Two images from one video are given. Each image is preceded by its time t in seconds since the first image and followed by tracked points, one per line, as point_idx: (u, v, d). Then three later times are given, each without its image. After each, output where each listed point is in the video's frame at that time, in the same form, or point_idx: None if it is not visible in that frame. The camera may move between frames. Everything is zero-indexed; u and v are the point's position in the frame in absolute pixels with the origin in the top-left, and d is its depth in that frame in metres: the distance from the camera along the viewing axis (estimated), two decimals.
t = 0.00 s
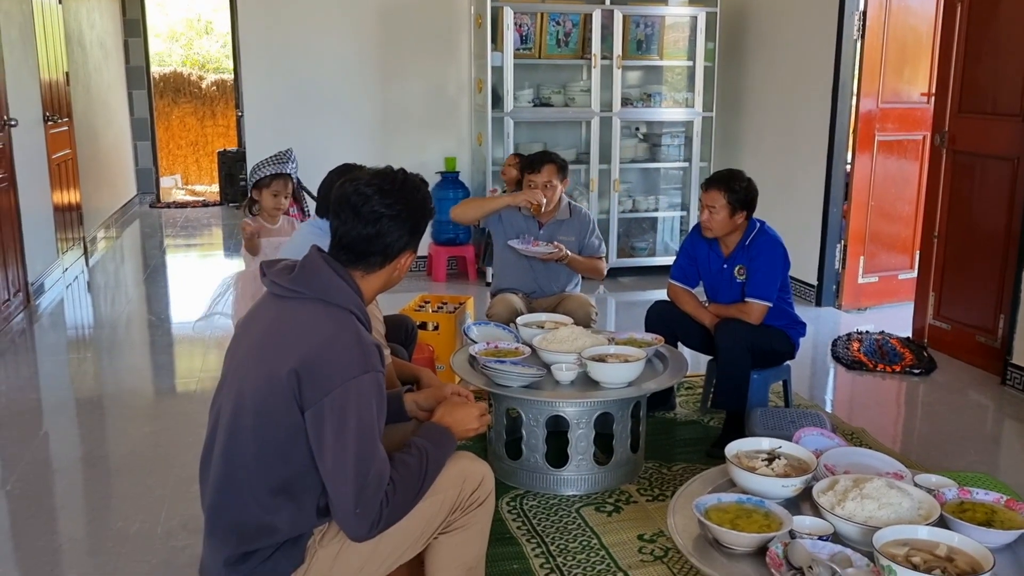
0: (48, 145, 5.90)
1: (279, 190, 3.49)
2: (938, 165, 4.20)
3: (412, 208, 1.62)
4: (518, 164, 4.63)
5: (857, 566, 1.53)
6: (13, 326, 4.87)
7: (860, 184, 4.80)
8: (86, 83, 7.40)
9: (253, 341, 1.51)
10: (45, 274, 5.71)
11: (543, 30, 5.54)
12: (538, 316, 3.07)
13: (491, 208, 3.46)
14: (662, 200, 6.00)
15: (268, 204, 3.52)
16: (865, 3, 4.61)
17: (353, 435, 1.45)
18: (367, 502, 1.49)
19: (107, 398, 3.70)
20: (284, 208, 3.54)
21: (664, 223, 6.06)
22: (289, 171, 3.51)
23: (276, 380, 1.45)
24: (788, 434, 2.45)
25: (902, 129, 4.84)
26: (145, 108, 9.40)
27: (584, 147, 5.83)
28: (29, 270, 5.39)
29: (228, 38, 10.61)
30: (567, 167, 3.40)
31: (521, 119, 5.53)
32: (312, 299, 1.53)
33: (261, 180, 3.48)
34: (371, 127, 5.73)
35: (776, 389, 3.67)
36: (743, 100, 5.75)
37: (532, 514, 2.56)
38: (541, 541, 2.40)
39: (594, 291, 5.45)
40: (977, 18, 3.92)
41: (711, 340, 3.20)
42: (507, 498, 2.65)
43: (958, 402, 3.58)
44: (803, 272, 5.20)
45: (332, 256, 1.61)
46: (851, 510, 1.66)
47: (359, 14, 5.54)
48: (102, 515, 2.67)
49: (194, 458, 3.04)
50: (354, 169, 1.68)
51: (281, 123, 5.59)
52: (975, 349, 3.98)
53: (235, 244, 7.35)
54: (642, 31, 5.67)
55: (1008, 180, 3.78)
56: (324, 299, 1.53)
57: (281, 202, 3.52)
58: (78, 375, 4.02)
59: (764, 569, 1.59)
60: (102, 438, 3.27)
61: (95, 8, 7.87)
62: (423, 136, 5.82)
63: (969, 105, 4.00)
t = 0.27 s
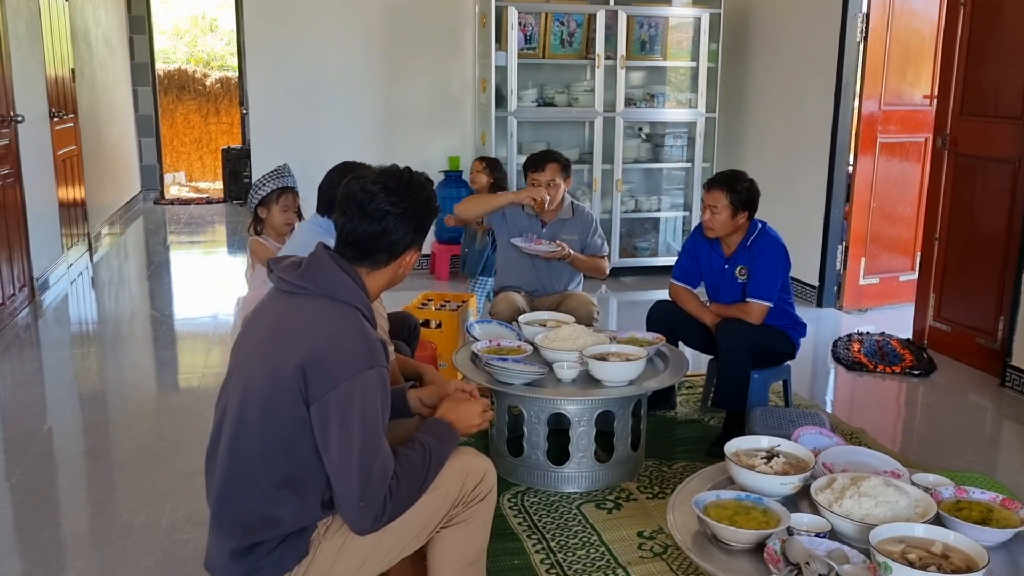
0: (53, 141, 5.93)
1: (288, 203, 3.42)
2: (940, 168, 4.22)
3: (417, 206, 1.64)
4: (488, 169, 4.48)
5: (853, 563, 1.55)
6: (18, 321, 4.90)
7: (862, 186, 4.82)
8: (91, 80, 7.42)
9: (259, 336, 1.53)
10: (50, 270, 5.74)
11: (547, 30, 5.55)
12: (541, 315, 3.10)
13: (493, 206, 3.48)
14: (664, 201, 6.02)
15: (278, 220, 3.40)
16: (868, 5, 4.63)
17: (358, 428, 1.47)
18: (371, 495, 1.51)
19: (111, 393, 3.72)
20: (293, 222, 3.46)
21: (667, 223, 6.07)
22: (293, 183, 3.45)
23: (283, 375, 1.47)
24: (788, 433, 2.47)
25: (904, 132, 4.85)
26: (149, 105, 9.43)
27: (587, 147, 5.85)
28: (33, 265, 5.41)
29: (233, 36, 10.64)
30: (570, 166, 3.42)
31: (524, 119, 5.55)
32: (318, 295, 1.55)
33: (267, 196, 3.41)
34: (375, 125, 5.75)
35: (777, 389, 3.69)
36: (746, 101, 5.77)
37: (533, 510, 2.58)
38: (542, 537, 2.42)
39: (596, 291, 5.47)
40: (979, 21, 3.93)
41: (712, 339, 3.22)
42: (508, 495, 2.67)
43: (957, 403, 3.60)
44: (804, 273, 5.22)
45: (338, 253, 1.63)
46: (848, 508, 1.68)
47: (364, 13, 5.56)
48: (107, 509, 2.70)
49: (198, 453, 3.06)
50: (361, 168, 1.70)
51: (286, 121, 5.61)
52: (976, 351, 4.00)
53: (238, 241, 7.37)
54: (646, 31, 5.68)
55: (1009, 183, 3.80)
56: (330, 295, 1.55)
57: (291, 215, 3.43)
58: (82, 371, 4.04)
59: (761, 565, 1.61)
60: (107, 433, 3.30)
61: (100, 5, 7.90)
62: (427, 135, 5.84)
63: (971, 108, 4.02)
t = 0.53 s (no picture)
0: (57, 140, 5.95)
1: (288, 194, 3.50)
2: (941, 171, 4.23)
3: (419, 205, 1.66)
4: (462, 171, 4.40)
5: (850, 561, 1.57)
6: (21, 319, 4.92)
7: (863, 188, 4.83)
8: (95, 78, 7.45)
9: (262, 333, 1.55)
10: (53, 268, 5.77)
11: (550, 31, 5.57)
12: (542, 315, 3.11)
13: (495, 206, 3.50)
14: (666, 202, 6.03)
15: (280, 210, 3.49)
16: (870, 8, 4.64)
17: (360, 425, 1.49)
18: (373, 491, 1.53)
19: (113, 391, 3.74)
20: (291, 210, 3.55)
21: (668, 225, 6.08)
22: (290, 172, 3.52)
23: (286, 372, 1.49)
24: (787, 434, 2.48)
25: (905, 134, 4.86)
26: (153, 104, 9.45)
27: (589, 148, 5.86)
28: (37, 263, 5.44)
29: (236, 35, 10.66)
30: (572, 166, 3.43)
31: (526, 120, 5.57)
32: (321, 293, 1.57)
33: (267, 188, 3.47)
34: (378, 126, 5.77)
35: (777, 390, 3.70)
36: (748, 103, 5.78)
37: (533, 509, 2.59)
38: (542, 535, 2.44)
39: (598, 292, 5.48)
40: (980, 25, 3.95)
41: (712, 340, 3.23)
42: (509, 493, 2.69)
43: (957, 405, 3.61)
44: (805, 275, 5.23)
45: (341, 252, 1.65)
46: (845, 507, 1.69)
47: (367, 14, 5.58)
48: (110, 505, 2.72)
49: (200, 451, 3.08)
50: (363, 167, 1.72)
51: (289, 121, 5.63)
52: (976, 354, 4.01)
53: (240, 240, 7.39)
54: (648, 33, 5.69)
55: (1010, 186, 3.81)
56: (333, 293, 1.56)
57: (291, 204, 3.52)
58: (84, 368, 4.06)
59: (759, 563, 1.62)
60: (110, 430, 3.32)
61: (105, 4, 7.93)
62: (429, 135, 5.86)
63: (972, 111, 4.03)
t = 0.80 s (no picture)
0: (61, 141, 5.97)
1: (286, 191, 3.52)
2: (941, 174, 4.24)
3: (420, 206, 1.67)
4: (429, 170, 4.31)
5: (847, 560, 1.58)
6: (24, 319, 4.94)
7: (864, 191, 4.84)
8: (99, 79, 7.47)
9: (265, 333, 1.56)
10: (56, 268, 5.79)
11: (552, 34, 5.59)
12: (543, 316, 3.12)
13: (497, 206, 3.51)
14: (667, 204, 6.04)
15: (278, 207, 3.51)
16: (872, 12, 4.65)
17: (361, 424, 1.50)
18: (373, 489, 1.54)
19: (116, 391, 3.76)
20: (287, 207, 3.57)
21: (670, 227, 6.10)
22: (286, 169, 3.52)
23: (288, 370, 1.50)
24: (786, 435, 2.49)
25: (907, 137, 4.87)
26: (156, 105, 9.47)
27: (591, 150, 5.87)
28: (40, 263, 5.46)
29: (239, 37, 10.69)
30: (574, 168, 3.44)
31: (528, 122, 5.58)
32: (323, 293, 1.58)
33: (264, 185, 3.48)
34: (380, 127, 5.79)
35: (777, 392, 3.71)
36: (749, 105, 5.79)
37: (533, 509, 2.60)
38: (541, 535, 2.45)
39: (599, 294, 5.50)
40: (981, 28, 3.96)
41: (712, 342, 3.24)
42: (509, 493, 2.70)
43: (957, 407, 3.62)
44: (806, 278, 5.24)
45: (342, 253, 1.66)
46: (842, 507, 1.70)
47: (370, 16, 5.60)
48: (112, 504, 2.73)
49: (202, 450, 3.09)
50: (365, 168, 1.73)
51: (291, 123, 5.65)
52: (976, 356, 4.02)
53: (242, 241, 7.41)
54: (650, 36, 5.71)
55: (1010, 189, 3.82)
56: (335, 293, 1.58)
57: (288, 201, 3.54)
58: (87, 368, 4.08)
59: (757, 563, 1.63)
60: (112, 429, 3.33)
61: (109, 6, 7.95)
62: (431, 137, 5.88)
63: (973, 114, 4.04)
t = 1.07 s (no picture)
0: (58, 134, 5.97)
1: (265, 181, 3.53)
2: (939, 166, 4.24)
3: (413, 197, 1.67)
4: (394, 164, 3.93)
5: (840, 551, 1.58)
6: (22, 312, 4.93)
7: (862, 184, 4.84)
8: (96, 73, 7.46)
9: (259, 324, 1.56)
10: (54, 262, 5.78)
11: (549, 27, 5.58)
12: (539, 308, 3.12)
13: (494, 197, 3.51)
14: (665, 197, 6.05)
15: (257, 198, 3.53)
16: (869, 4, 4.65)
17: (355, 414, 1.50)
18: (367, 480, 1.55)
19: (114, 384, 3.76)
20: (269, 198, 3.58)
21: (667, 220, 6.10)
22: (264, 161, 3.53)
23: (282, 361, 1.50)
24: (781, 427, 2.50)
25: (904, 130, 4.87)
26: (154, 99, 9.46)
27: (589, 143, 5.88)
28: (38, 257, 5.45)
29: (237, 30, 10.67)
30: (571, 161, 3.44)
31: (526, 115, 5.58)
32: (317, 284, 1.58)
33: (242, 178, 3.49)
34: (378, 120, 5.78)
35: (774, 385, 3.72)
36: (747, 98, 5.79)
37: (529, 501, 2.61)
38: (537, 527, 2.45)
39: (596, 287, 5.50)
40: (978, 20, 3.95)
41: (709, 334, 3.24)
42: (505, 485, 2.70)
43: (953, 400, 3.62)
44: (803, 271, 5.24)
45: (337, 244, 1.66)
46: (836, 498, 1.71)
47: (367, 8, 5.59)
48: (110, 496, 2.74)
49: (199, 443, 3.10)
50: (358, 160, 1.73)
51: (288, 116, 5.64)
52: (972, 349, 4.02)
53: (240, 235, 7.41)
54: (648, 29, 5.70)
55: (1007, 182, 3.82)
56: (329, 285, 1.58)
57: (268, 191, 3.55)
58: (85, 361, 4.08)
59: (751, 553, 1.63)
60: (110, 422, 3.34)
61: None
62: (428, 130, 5.87)
63: (970, 107, 4.04)
